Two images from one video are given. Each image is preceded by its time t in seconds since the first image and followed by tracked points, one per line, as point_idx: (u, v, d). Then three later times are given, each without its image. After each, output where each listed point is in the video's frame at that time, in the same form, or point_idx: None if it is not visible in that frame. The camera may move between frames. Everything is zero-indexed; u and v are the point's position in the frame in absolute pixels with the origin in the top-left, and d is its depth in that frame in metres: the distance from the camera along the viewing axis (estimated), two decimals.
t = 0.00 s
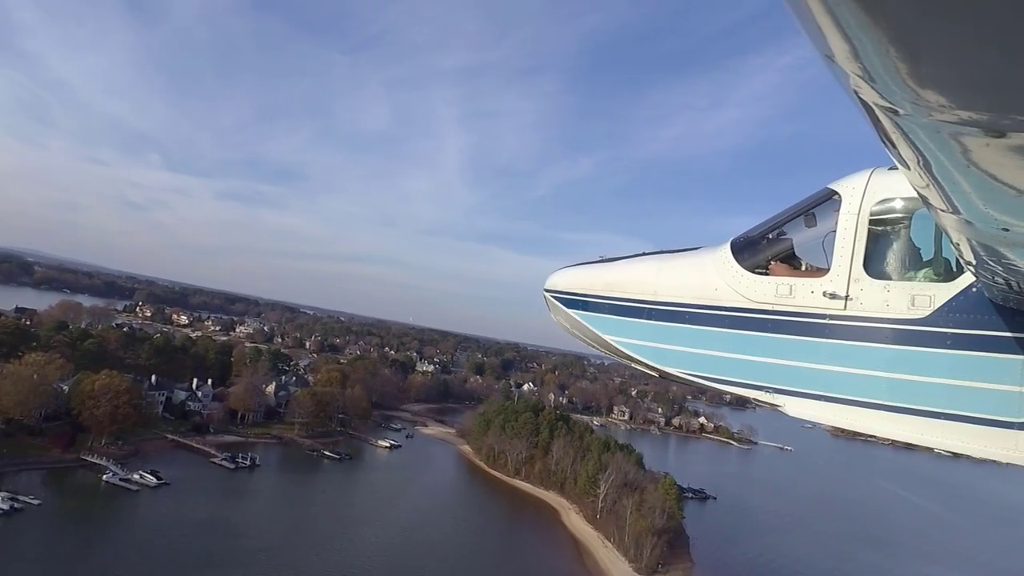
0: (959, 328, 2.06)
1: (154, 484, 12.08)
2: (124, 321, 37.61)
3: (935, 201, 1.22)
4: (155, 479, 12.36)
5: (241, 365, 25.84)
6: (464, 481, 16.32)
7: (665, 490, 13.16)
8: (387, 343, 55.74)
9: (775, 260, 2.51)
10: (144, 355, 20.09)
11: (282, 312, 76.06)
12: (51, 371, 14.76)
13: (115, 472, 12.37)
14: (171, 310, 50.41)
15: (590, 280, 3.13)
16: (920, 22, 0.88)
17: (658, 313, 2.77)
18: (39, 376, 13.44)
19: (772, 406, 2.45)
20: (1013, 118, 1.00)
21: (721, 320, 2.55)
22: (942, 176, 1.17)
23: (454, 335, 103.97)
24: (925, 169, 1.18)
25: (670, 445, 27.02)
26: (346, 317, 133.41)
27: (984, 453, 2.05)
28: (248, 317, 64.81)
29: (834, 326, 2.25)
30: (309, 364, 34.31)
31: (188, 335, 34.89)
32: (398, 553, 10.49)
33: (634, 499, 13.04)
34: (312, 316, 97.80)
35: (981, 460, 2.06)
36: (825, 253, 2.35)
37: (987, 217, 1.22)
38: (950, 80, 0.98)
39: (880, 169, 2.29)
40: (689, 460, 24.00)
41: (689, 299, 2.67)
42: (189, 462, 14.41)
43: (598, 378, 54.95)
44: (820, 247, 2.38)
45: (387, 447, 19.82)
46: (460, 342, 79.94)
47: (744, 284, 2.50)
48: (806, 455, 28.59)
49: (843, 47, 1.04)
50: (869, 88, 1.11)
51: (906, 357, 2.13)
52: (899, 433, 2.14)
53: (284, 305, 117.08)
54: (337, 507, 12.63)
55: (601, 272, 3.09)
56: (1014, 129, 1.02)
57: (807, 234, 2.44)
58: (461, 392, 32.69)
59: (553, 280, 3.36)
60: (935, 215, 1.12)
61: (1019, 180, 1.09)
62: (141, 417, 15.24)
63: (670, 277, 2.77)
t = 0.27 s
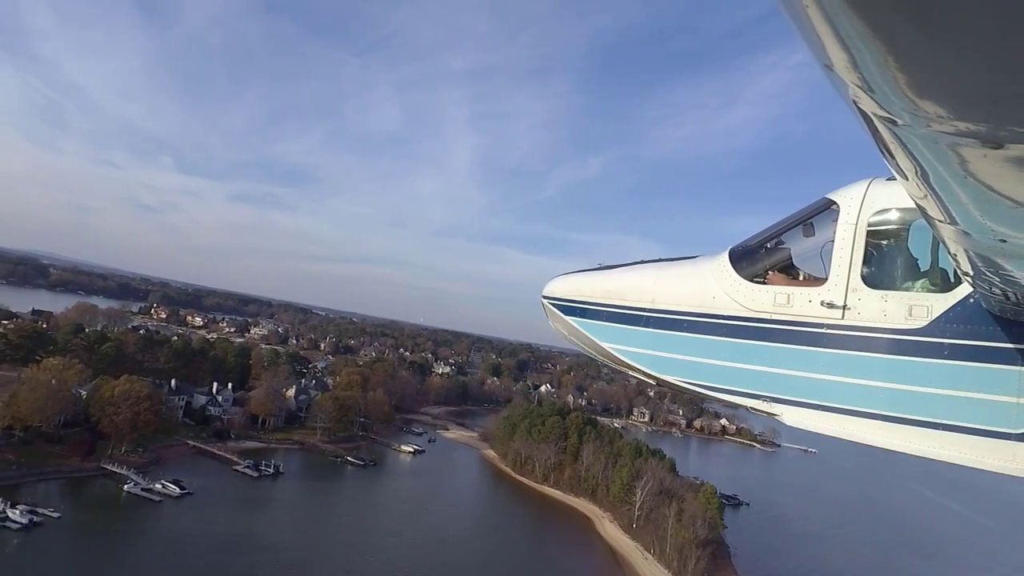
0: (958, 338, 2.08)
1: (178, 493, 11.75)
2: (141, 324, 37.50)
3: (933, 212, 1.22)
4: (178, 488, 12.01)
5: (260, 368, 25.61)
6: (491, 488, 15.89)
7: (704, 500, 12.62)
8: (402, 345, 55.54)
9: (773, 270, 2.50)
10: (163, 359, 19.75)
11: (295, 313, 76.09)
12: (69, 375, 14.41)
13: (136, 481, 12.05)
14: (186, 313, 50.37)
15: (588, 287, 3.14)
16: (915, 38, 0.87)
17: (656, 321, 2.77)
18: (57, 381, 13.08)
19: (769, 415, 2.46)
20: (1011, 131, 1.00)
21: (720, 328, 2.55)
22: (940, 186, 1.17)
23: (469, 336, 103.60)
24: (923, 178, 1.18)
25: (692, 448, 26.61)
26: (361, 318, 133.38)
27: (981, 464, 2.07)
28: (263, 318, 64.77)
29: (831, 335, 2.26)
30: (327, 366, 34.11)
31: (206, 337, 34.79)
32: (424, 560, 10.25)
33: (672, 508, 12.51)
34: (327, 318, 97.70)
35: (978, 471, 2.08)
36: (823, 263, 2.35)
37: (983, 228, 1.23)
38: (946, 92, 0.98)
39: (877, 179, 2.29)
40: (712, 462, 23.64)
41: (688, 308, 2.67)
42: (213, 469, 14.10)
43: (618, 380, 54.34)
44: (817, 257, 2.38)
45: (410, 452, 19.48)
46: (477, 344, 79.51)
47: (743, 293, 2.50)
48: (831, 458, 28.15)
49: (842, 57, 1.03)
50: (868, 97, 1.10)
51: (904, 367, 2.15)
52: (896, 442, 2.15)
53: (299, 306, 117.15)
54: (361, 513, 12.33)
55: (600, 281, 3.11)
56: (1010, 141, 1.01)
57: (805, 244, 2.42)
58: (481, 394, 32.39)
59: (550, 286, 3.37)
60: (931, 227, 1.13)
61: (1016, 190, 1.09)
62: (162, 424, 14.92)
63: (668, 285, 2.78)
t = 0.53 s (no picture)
0: (952, 345, 2.07)
1: (202, 505, 11.51)
2: (163, 327, 37.77)
3: (929, 218, 1.22)
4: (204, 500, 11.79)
5: (280, 371, 25.59)
6: (522, 493, 15.79)
7: (751, 507, 12.36)
8: (418, 346, 55.54)
9: (769, 276, 2.51)
10: (183, 363, 19.51)
11: (309, 313, 76.32)
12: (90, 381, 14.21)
13: (160, 492, 11.81)
14: (203, 314, 50.64)
15: (584, 292, 3.17)
16: (906, 46, 0.88)
17: (651, 326, 2.79)
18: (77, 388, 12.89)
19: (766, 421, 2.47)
20: (1006, 137, 1.00)
21: (716, 334, 2.56)
22: (936, 192, 1.18)
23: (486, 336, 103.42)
24: (920, 185, 1.18)
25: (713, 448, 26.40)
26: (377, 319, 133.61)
27: (979, 470, 2.06)
28: (279, 319, 64.98)
29: (827, 341, 2.26)
30: (348, 368, 34.10)
31: (227, 341, 34.92)
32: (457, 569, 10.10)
33: (715, 516, 12.33)
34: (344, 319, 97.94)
35: (975, 477, 2.07)
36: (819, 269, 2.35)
37: (979, 235, 1.23)
38: (940, 100, 0.98)
39: (874, 187, 2.31)
40: (736, 463, 23.39)
41: (683, 314, 2.69)
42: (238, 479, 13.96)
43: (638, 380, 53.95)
44: (814, 263, 2.38)
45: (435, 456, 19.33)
46: (495, 344, 79.29)
47: (739, 299, 2.51)
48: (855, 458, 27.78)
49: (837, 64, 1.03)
50: (863, 105, 1.11)
51: (897, 373, 2.15)
52: (888, 448, 2.16)
53: (316, 308, 117.55)
54: (391, 521, 12.22)
55: (597, 286, 3.13)
56: (1005, 149, 1.02)
57: (801, 251, 2.43)
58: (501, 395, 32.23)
59: (547, 291, 3.41)
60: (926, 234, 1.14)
61: (1011, 198, 1.09)
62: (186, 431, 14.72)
63: (663, 290, 2.80)
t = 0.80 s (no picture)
0: (948, 345, 2.07)
1: (231, 515, 11.21)
2: (184, 329, 37.83)
3: (926, 220, 1.22)
4: (233, 508, 11.45)
5: (301, 372, 25.50)
6: (554, 497, 15.46)
7: (799, 512, 11.79)
8: (436, 345, 55.42)
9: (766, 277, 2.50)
10: (206, 365, 19.23)
11: (326, 313, 76.42)
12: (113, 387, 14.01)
13: (186, 502, 11.57)
14: (220, 315, 50.76)
15: (582, 293, 3.18)
16: (901, 49, 0.87)
17: (649, 327, 2.80)
18: (98, 394, 12.70)
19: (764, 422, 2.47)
20: (1003, 138, 1.00)
21: (714, 335, 2.56)
22: (931, 195, 1.18)
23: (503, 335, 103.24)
24: (916, 188, 1.19)
25: (737, 447, 26.09)
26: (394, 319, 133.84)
27: (977, 471, 2.05)
28: (295, 319, 65.06)
29: (824, 342, 2.26)
30: (369, 369, 33.99)
31: (248, 342, 34.90)
32: None
33: (763, 524, 11.99)
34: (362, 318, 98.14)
35: (971, 478, 2.07)
36: (816, 269, 2.35)
37: (976, 236, 1.24)
38: (938, 102, 0.97)
39: (871, 189, 2.31)
40: (762, 463, 23.08)
41: (681, 315, 2.69)
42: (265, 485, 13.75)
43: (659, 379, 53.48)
44: (811, 263, 2.38)
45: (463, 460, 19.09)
46: (513, 343, 78.98)
47: (736, 300, 2.52)
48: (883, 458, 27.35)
49: (834, 66, 1.03)
50: (860, 107, 1.10)
51: (894, 374, 2.14)
52: (885, 449, 2.16)
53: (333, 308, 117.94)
54: (425, 528, 11.99)
55: (594, 286, 3.14)
56: (1003, 151, 1.01)
57: (798, 252, 2.43)
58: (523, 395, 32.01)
59: (545, 293, 3.43)
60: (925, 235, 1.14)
61: (1005, 199, 1.10)
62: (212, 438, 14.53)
63: (661, 291, 2.80)
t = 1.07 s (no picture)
0: (945, 342, 2.10)
1: (262, 527, 10.85)
2: (206, 331, 37.84)
3: (923, 218, 1.23)
4: (264, 520, 11.08)
5: (324, 375, 25.40)
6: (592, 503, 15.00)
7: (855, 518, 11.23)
8: (455, 344, 55.25)
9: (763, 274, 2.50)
10: (229, 366, 19.07)
11: (344, 313, 76.52)
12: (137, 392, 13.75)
13: (216, 513, 11.24)
14: (240, 315, 50.95)
15: (579, 293, 3.20)
16: (891, 48, 0.88)
17: (645, 326, 2.80)
18: (122, 400, 12.45)
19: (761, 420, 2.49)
20: (998, 137, 1.00)
21: (710, 333, 2.57)
22: (928, 193, 1.18)
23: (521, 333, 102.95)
24: (912, 185, 1.19)
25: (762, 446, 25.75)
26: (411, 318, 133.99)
27: (975, 467, 2.10)
28: (314, 319, 65.21)
29: (822, 340, 2.28)
30: (389, 369, 33.87)
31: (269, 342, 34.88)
32: None
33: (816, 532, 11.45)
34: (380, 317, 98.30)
35: (968, 473, 2.11)
36: (813, 268, 2.35)
37: (972, 234, 1.25)
38: (931, 101, 0.97)
39: (867, 185, 2.27)
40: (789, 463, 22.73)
41: (678, 314, 2.69)
42: (294, 492, 13.55)
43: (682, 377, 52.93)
44: (808, 261, 2.37)
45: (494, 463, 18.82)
46: (532, 341, 78.60)
47: (733, 298, 2.52)
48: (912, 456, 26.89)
49: (829, 65, 1.02)
50: (855, 106, 1.10)
51: (892, 372, 2.17)
52: (882, 446, 2.19)
53: (350, 307, 118.16)
54: (463, 536, 11.67)
55: (592, 286, 3.16)
56: (998, 149, 1.01)
57: (794, 250, 2.42)
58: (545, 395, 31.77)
59: (543, 292, 3.44)
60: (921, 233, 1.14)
61: (1002, 197, 1.10)
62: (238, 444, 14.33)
63: (658, 289, 2.81)
